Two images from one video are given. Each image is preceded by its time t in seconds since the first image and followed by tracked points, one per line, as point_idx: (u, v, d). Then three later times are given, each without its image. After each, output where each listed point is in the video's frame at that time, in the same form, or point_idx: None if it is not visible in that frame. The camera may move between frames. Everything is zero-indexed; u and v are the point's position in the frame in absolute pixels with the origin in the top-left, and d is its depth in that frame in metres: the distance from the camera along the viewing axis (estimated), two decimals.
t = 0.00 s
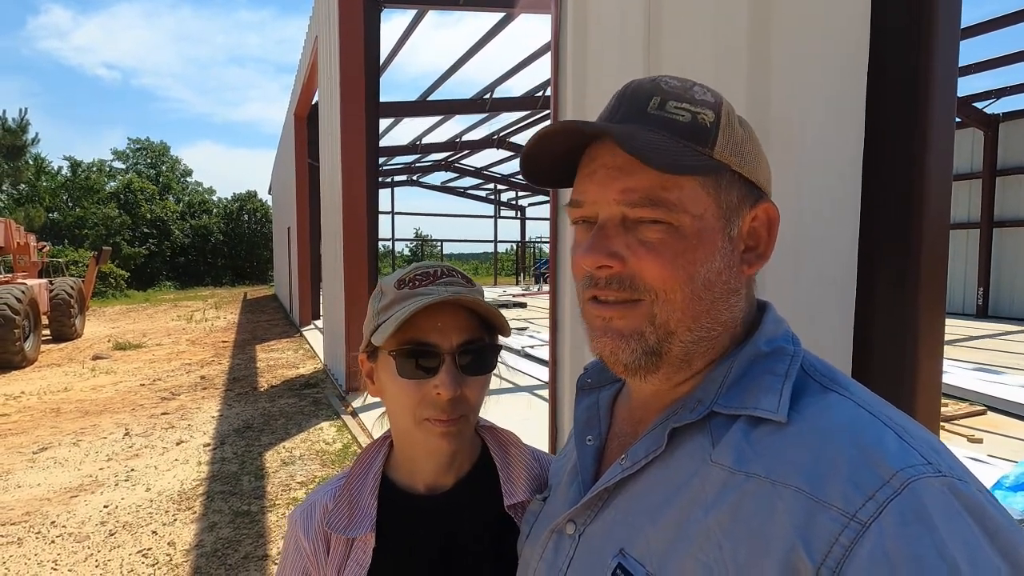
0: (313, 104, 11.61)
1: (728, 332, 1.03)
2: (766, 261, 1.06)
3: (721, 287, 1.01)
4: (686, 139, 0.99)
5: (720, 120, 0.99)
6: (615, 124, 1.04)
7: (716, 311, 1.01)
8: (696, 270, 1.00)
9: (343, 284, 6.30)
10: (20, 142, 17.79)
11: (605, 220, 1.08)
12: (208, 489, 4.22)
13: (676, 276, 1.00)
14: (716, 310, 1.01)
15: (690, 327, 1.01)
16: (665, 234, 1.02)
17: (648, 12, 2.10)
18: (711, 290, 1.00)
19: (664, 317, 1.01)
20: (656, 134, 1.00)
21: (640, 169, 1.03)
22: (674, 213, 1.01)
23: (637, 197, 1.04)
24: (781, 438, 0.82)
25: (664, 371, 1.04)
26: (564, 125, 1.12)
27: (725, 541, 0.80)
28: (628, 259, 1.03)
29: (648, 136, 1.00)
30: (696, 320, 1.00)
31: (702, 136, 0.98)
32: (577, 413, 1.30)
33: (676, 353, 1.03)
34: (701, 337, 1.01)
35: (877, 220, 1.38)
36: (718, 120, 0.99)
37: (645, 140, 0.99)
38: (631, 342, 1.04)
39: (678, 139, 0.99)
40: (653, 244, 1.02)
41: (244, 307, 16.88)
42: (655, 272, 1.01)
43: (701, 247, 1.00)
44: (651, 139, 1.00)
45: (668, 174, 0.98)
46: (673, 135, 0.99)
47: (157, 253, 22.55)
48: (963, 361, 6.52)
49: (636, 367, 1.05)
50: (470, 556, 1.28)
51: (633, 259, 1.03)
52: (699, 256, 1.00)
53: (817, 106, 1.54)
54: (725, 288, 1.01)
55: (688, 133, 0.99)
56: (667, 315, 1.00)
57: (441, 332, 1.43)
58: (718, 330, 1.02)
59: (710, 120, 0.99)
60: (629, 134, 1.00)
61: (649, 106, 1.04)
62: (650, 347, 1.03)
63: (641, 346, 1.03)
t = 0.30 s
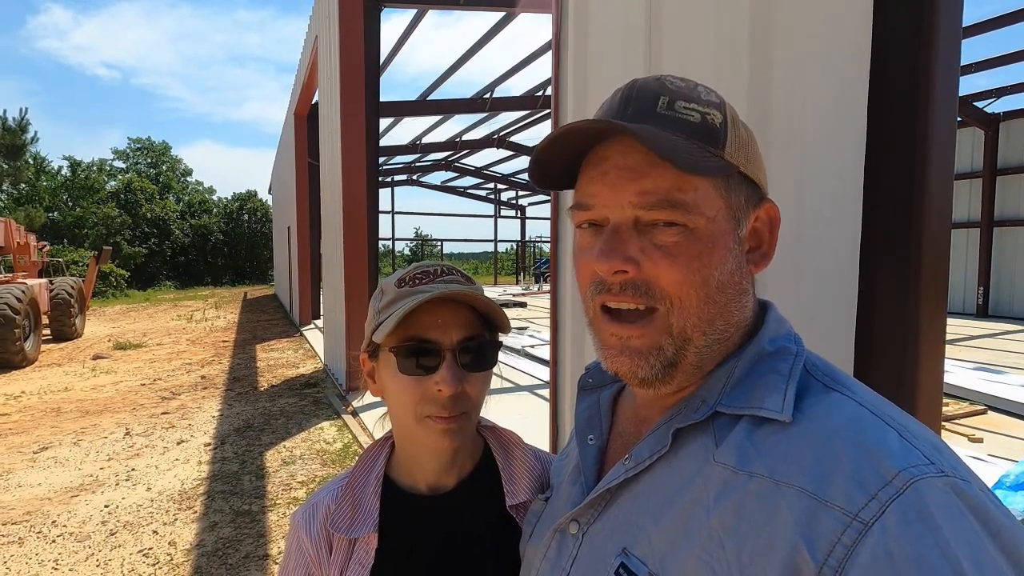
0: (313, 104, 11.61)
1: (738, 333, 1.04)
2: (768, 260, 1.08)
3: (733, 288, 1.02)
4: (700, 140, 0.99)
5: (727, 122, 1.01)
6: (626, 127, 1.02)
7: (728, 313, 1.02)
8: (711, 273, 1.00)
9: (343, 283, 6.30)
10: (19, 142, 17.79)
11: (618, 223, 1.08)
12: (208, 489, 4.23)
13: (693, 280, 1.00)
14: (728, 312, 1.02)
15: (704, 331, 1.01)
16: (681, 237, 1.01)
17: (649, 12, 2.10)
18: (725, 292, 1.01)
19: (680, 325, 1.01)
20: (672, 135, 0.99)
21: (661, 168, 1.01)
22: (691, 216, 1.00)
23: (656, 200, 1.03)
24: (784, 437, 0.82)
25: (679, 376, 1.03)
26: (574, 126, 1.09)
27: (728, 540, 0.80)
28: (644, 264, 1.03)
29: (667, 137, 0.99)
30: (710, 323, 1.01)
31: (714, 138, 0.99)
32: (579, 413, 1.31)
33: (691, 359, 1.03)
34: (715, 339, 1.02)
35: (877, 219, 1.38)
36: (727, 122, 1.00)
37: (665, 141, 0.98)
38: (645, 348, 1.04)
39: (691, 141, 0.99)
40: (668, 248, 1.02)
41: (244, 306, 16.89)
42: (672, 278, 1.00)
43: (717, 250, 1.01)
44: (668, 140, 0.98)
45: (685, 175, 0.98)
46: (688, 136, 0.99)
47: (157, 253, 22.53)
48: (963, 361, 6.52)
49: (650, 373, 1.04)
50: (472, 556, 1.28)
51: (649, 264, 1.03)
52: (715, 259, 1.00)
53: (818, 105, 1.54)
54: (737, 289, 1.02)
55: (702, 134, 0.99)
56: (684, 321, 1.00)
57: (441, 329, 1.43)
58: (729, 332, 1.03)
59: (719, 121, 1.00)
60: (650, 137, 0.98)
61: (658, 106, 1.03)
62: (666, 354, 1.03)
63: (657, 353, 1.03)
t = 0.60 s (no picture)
0: (313, 104, 11.59)
1: (737, 335, 1.03)
2: (769, 260, 1.07)
3: (731, 290, 1.01)
4: (695, 141, 0.98)
5: (724, 121, 0.99)
6: (618, 130, 1.02)
7: (726, 316, 1.01)
8: (707, 276, 1.00)
9: (343, 283, 6.30)
10: (19, 142, 17.77)
11: (613, 228, 1.07)
12: (208, 488, 4.22)
13: (687, 283, 1.00)
14: (726, 314, 1.01)
15: (702, 333, 1.00)
16: (675, 241, 1.01)
17: (650, 10, 2.09)
18: (722, 294, 1.00)
19: (675, 326, 1.00)
20: (664, 137, 0.99)
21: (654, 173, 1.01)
22: (685, 219, 1.00)
23: (651, 204, 1.02)
24: (787, 439, 0.82)
25: (677, 378, 1.03)
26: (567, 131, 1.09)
27: (733, 543, 0.80)
28: (637, 268, 1.02)
29: (658, 139, 0.98)
30: (707, 326, 1.00)
31: (710, 138, 0.98)
32: (579, 414, 1.30)
33: (687, 360, 1.02)
34: (712, 342, 1.01)
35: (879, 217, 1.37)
36: (723, 122, 0.99)
37: (659, 144, 0.97)
38: (641, 350, 1.03)
39: (687, 142, 0.98)
40: (663, 252, 1.01)
41: (244, 306, 16.89)
42: (666, 281, 1.00)
43: (712, 252, 1.00)
44: (662, 143, 0.97)
45: (679, 178, 0.97)
46: (683, 138, 0.98)
47: (157, 252, 22.53)
48: (964, 360, 6.51)
49: (647, 375, 1.04)
50: (473, 557, 1.27)
51: (643, 268, 1.02)
52: (711, 262, 1.00)
53: (819, 104, 1.54)
54: (736, 291, 1.01)
55: (696, 136, 0.98)
56: (679, 322, 1.00)
57: (442, 330, 1.42)
58: (729, 334, 1.02)
59: (716, 121, 0.99)
60: (643, 141, 0.97)
61: (652, 106, 1.02)
62: (662, 355, 1.02)
63: (653, 355, 1.03)
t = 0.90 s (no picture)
0: (312, 103, 11.58)
1: (715, 334, 1.03)
2: (757, 261, 1.05)
3: (705, 289, 1.00)
4: (668, 141, 0.99)
5: (703, 119, 0.98)
6: (594, 130, 1.05)
7: (700, 314, 1.01)
8: (678, 273, 1.00)
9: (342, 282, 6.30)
10: (19, 141, 17.75)
11: (588, 225, 1.09)
12: (208, 488, 4.23)
13: (656, 279, 1.00)
14: (701, 313, 1.01)
15: (673, 328, 1.01)
16: (645, 238, 1.02)
17: (649, 10, 2.10)
18: (694, 292, 1.00)
19: (645, 319, 1.02)
20: (636, 137, 1.01)
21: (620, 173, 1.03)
22: (654, 217, 1.01)
23: (618, 201, 1.04)
24: (783, 437, 0.82)
25: (652, 369, 1.05)
26: (543, 134, 1.16)
27: (728, 539, 0.80)
28: (610, 263, 1.04)
29: (627, 139, 1.01)
30: (679, 322, 1.00)
31: (684, 137, 0.98)
32: (578, 413, 1.30)
33: (661, 353, 1.03)
34: (685, 339, 1.02)
35: (878, 218, 1.38)
36: (701, 120, 0.98)
37: (626, 144, 1.00)
38: (613, 341, 1.05)
39: (657, 140, 1.00)
40: (634, 248, 1.02)
41: (243, 305, 16.89)
42: (636, 276, 1.01)
43: (683, 250, 1.00)
44: (631, 142, 1.00)
45: (644, 178, 0.99)
46: (654, 138, 1.00)
47: (156, 252, 22.52)
48: (962, 359, 6.52)
49: (621, 366, 1.06)
50: (472, 555, 1.28)
51: (615, 263, 1.04)
52: (682, 260, 1.00)
53: (818, 104, 1.54)
54: (710, 291, 1.00)
55: (671, 135, 0.99)
56: (650, 316, 1.01)
57: (439, 333, 1.43)
58: (704, 332, 1.02)
59: (693, 120, 0.99)
60: (607, 141, 1.01)
61: (632, 108, 1.05)
62: (633, 346, 1.04)
63: (624, 346, 1.04)
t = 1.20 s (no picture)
0: (312, 102, 11.56)
1: (707, 333, 1.02)
2: (754, 260, 1.02)
3: (694, 287, 0.99)
4: (657, 139, 0.99)
5: (696, 117, 0.97)
6: (587, 129, 1.06)
7: (689, 312, 1.00)
8: (664, 270, 1.00)
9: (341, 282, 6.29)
10: (17, 140, 17.71)
11: (579, 221, 1.09)
12: (208, 486, 4.22)
13: (642, 276, 1.00)
14: (690, 311, 1.00)
15: (662, 325, 1.01)
16: (632, 235, 1.02)
17: (649, 9, 2.09)
18: (682, 290, 0.99)
19: (634, 314, 1.02)
20: (625, 134, 1.01)
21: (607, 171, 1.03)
22: (639, 214, 1.01)
23: (605, 198, 1.04)
24: (787, 436, 0.82)
25: (645, 364, 1.05)
26: (535, 132, 1.18)
27: (732, 539, 0.80)
28: (598, 259, 1.05)
29: (615, 137, 1.02)
30: (667, 318, 1.00)
31: (674, 135, 0.97)
32: (581, 412, 1.30)
33: (652, 349, 1.03)
34: (674, 336, 1.01)
35: (879, 217, 1.38)
36: (694, 117, 0.97)
37: (613, 143, 1.01)
38: (604, 336, 1.06)
39: (646, 138, 1.00)
40: (621, 244, 1.02)
41: (242, 304, 16.90)
42: (622, 271, 1.02)
43: (669, 248, 0.99)
44: (620, 140, 1.01)
45: (630, 176, 0.99)
46: (643, 136, 1.00)
47: (155, 251, 22.51)
48: (962, 358, 6.53)
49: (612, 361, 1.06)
50: (472, 555, 1.27)
51: (603, 258, 1.04)
52: (668, 257, 0.99)
53: (818, 104, 1.54)
54: (699, 289, 0.99)
55: (661, 133, 0.99)
56: (638, 312, 1.01)
57: (441, 327, 1.43)
58: (694, 331, 1.01)
59: (685, 118, 0.97)
60: (594, 140, 1.01)
61: (626, 106, 1.05)
62: (623, 342, 1.04)
63: (614, 340, 1.05)
